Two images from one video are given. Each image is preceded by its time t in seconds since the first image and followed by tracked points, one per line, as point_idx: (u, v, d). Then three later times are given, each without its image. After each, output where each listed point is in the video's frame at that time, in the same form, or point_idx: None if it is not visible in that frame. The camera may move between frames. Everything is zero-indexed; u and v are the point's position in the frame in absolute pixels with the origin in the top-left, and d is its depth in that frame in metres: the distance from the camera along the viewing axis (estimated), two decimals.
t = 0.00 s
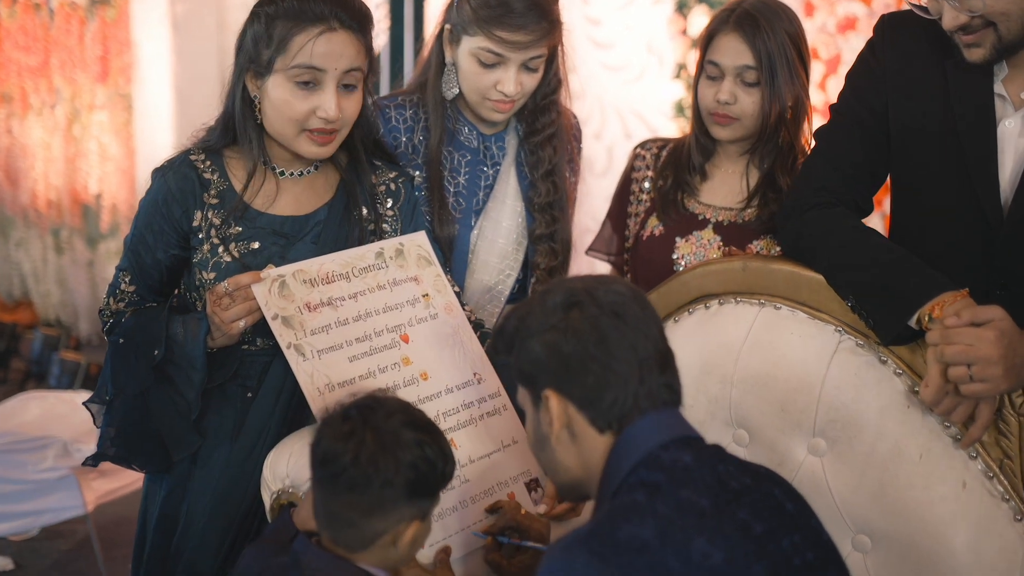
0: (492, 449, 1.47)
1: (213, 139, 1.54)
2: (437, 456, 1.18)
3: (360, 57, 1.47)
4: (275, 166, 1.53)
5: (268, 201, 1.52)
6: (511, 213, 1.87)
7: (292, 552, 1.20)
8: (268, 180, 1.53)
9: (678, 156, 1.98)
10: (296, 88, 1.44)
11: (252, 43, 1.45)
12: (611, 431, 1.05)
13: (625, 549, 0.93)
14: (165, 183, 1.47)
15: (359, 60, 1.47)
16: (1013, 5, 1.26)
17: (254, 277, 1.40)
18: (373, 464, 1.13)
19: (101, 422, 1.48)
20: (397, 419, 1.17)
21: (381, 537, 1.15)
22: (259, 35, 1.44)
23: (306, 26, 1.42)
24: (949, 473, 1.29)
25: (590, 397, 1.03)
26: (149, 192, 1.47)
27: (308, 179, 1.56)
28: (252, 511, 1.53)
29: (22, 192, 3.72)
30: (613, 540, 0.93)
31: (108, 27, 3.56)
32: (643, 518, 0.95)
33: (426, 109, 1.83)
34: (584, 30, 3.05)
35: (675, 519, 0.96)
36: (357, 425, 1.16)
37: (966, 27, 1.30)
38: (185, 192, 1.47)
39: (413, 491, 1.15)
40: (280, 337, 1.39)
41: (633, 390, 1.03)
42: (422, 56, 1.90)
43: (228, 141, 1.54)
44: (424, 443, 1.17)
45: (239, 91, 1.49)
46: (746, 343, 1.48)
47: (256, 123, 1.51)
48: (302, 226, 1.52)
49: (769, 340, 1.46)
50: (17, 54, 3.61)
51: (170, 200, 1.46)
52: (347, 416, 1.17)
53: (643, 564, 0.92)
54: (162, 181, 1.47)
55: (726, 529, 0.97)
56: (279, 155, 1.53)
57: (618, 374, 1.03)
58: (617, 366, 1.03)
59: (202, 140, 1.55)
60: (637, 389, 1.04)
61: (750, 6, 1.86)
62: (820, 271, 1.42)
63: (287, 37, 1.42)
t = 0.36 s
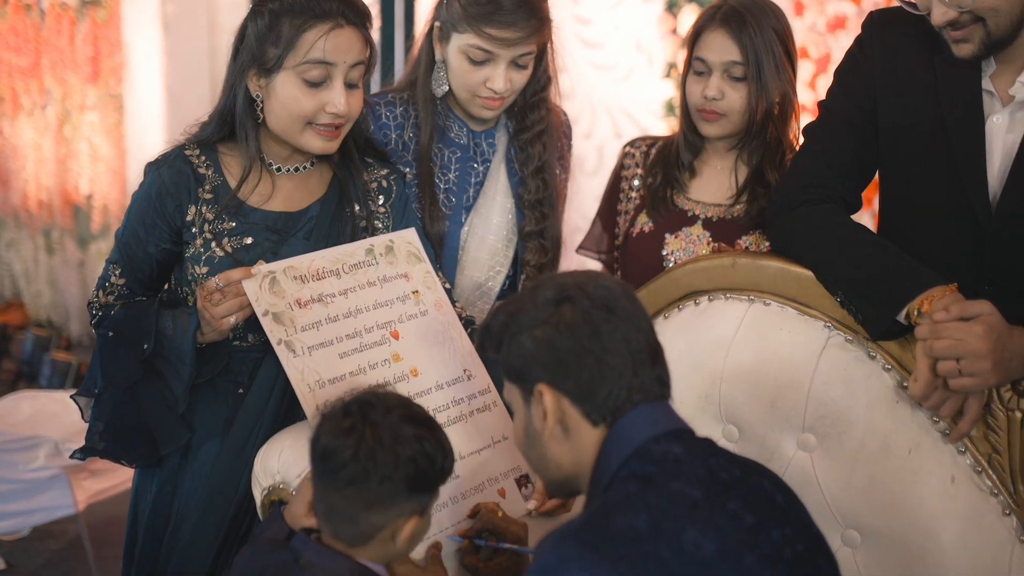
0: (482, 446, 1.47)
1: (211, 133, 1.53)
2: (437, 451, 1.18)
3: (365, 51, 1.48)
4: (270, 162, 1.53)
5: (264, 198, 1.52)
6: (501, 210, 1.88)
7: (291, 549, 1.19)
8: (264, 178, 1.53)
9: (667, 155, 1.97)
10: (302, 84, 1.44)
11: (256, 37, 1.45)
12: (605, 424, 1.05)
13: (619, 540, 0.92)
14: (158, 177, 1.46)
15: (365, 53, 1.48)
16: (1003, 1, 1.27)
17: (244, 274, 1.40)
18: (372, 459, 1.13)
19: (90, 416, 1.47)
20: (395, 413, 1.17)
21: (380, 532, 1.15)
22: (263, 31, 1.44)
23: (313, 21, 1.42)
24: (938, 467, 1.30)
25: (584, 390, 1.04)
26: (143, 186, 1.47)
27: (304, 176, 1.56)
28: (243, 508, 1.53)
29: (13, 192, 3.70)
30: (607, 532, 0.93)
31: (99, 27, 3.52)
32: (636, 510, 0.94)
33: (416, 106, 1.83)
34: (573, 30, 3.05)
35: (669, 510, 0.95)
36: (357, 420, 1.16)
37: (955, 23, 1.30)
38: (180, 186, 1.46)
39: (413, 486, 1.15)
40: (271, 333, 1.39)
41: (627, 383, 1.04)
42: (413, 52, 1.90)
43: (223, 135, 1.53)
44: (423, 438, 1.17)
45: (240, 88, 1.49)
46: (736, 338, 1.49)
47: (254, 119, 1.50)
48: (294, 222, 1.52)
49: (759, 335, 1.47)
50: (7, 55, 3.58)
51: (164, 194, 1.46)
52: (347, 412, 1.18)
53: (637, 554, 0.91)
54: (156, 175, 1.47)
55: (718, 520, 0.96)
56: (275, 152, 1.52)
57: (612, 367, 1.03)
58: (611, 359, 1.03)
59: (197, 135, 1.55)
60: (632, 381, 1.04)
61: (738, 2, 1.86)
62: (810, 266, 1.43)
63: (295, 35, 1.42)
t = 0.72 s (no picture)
0: (475, 446, 1.49)
1: (213, 136, 1.54)
2: (438, 455, 1.20)
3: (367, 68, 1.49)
4: (270, 170, 1.54)
5: (263, 202, 1.53)
6: (493, 213, 1.89)
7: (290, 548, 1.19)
8: (263, 185, 1.54)
9: (657, 157, 1.99)
10: (304, 99, 1.45)
11: (259, 50, 1.46)
12: (592, 426, 1.06)
13: (604, 542, 0.93)
14: (157, 180, 1.48)
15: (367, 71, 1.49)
16: (989, 7, 1.28)
17: (239, 277, 1.41)
18: (375, 460, 1.15)
19: (86, 414, 1.48)
20: (396, 416, 1.19)
21: (378, 533, 1.16)
22: (267, 44, 1.45)
23: (316, 37, 1.43)
24: (924, 468, 1.31)
25: (572, 393, 1.05)
26: (141, 189, 1.48)
27: (300, 184, 1.57)
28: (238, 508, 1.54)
29: (11, 195, 3.73)
30: (594, 533, 0.94)
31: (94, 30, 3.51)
32: (623, 511, 0.96)
33: (411, 110, 1.84)
34: (567, 32, 3.07)
35: (655, 511, 0.96)
36: (361, 421, 1.18)
37: (942, 28, 1.32)
38: (178, 189, 1.48)
39: (414, 487, 1.17)
40: (265, 335, 1.40)
41: (615, 385, 1.05)
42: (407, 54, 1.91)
43: (227, 139, 1.54)
44: (424, 440, 1.19)
45: (242, 100, 1.50)
46: (726, 340, 1.50)
47: (260, 130, 1.51)
48: (291, 226, 1.54)
49: (751, 337, 1.48)
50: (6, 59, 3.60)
51: (162, 197, 1.47)
52: (349, 414, 1.19)
53: (624, 555, 0.93)
54: (155, 178, 1.48)
55: (704, 520, 0.97)
56: (273, 159, 1.53)
57: (601, 370, 1.04)
58: (599, 362, 1.05)
59: (198, 138, 1.56)
60: (618, 385, 1.05)
61: (724, 7, 1.88)
62: (799, 269, 1.44)
63: (298, 50, 1.43)
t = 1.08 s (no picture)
0: (470, 446, 1.50)
1: (203, 138, 1.56)
2: (434, 458, 1.21)
3: (336, 63, 1.50)
4: (261, 171, 1.55)
5: (253, 204, 1.54)
6: (488, 215, 1.90)
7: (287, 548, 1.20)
8: (251, 183, 1.55)
9: (649, 159, 2.00)
10: (270, 90, 1.47)
11: (238, 45, 1.48)
12: (584, 427, 1.07)
13: (595, 544, 0.94)
14: (151, 184, 1.49)
15: (333, 66, 1.50)
16: (978, 9, 1.29)
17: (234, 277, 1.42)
18: (372, 462, 1.16)
19: (86, 418, 1.50)
20: (394, 418, 1.19)
21: (372, 535, 1.17)
22: (243, 37, 1.48)
23: (285, 29, 1.46)
24: (915, 469, 1.32)
25: (564, 394, 1.06)
26: (136, 193, 1.49)
27: (292, 184, 1.58)
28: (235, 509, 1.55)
29: (10, 195, 3.74)
30: (584, 535, 0.95)
31: (93, 30, 3.52)
32: (614, 513, 0.96)
33: (405, 113, 1.85)
34: (565, 33, 3.08)
35: (645, 514, 0.97)
36: (359, 424, 1.18)
37: (932, 30, 1.32)
38: (172, 193, 1.49)
39: (412, 489, 1.17)
40: (260, 336, 1.41)
41: (607, 388, 1.06)
42: (401, 55, 1.91)
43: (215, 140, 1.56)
44: (421, 441, 1.20)
45: (224, 94, 1.53)
46: (718, 341, 1.51)
47: (239, 124, 1.53)
48: (286, 228, 1.54)
49: (743, 338, 1.49)
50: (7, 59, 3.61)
51: (157, 201, 1.48)
52: (347, 416, 1.20)
53: (613, 557, 0.93)
54: (150, 182, 1.49)
55: (694, 522, 0.98)
56: (267, 160, 1.55)
57: (593, 372, 1.05)
58: (592, 364, 1.05)
59: (191, 141, 1.57)
60: (609, 387, 1.06)
61: (717, 6, 1.89)
62: (791, 271, 1.44)
63: (268, 43, 1.45)
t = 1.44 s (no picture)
0: (469, 434, 1.50)
1: (201, 125, 1.56)
2: (430, 440, 1.21)
3: (348, 49, 1.51)
4: (262, 159, 1.56)
5: (253, 191, 1.54)
6: (487, 204, 1.90)
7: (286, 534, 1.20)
8: (253, 172, 1.55)
9: (647, 149, 2.00)
10: (285, 80, 1.46)
11: (240, 34, 1.48)
12: (587, 411, 1.07)
13: (598, 531, 0.94)
14: (151, 172, 1.49)
15: (347, 51, 1.51)
16: None
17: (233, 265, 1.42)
18: (369, 447, 1.16)
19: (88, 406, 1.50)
20: (387, 402, 1.19)
21: (372, 520, 1.17)
22: (247, 26, 1.47)
23: (294, 19, 1.45)
24: (914, 458, 1.31)
25: (565, 377, 1.06)
26: (136, 181, 1.50)
27: (292, 171, 1.58)
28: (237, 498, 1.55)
29: (16, 190, 3.40)
30: (586, 523, 0.95)
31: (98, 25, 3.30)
32: (617, 502, 0.96)
33: (404, 103, 1.85)
34: (568, 26, 3.06)
35: (649, 502, 0.96)
36: (352, 409, 1.18)
37: (932, 16, 1.31)
38: (171, 181, 1.49)
39: (408, 471, 1.18)
40: (259, 324, 1.40)
41: (609, 374, 1.05)
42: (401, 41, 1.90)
43: (214, 128, 1.56)
44: (415, 424, 1.20)
45: (225, 84, 1.52)
46: (717, 330, 1.51)
47: (241, 112, 1.53)
48: (285, 216, 1.54)
49: (742, 325, 1.49)
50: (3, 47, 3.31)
51: (156, 189, 1.49)
52: (339, 403, 1.19)
53: (616, 546, 0.93)
54: (149, 170, 1.49)
55: (698, 511, 0.97)
56: (266, 148, 1.55)
57: (596, 358, 1.05)
58: (595, 350, 1.05)
59: (190, 130, 1.57)
60: (612, 373, 1.05)
61: None
62: (790, 259, 1.44)
63: (276, 32, 1.45)
